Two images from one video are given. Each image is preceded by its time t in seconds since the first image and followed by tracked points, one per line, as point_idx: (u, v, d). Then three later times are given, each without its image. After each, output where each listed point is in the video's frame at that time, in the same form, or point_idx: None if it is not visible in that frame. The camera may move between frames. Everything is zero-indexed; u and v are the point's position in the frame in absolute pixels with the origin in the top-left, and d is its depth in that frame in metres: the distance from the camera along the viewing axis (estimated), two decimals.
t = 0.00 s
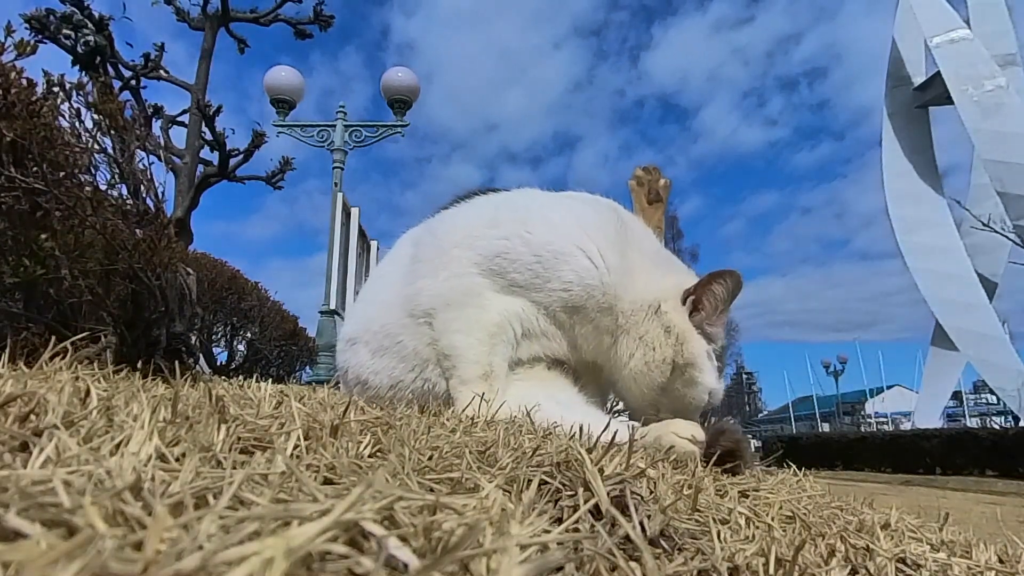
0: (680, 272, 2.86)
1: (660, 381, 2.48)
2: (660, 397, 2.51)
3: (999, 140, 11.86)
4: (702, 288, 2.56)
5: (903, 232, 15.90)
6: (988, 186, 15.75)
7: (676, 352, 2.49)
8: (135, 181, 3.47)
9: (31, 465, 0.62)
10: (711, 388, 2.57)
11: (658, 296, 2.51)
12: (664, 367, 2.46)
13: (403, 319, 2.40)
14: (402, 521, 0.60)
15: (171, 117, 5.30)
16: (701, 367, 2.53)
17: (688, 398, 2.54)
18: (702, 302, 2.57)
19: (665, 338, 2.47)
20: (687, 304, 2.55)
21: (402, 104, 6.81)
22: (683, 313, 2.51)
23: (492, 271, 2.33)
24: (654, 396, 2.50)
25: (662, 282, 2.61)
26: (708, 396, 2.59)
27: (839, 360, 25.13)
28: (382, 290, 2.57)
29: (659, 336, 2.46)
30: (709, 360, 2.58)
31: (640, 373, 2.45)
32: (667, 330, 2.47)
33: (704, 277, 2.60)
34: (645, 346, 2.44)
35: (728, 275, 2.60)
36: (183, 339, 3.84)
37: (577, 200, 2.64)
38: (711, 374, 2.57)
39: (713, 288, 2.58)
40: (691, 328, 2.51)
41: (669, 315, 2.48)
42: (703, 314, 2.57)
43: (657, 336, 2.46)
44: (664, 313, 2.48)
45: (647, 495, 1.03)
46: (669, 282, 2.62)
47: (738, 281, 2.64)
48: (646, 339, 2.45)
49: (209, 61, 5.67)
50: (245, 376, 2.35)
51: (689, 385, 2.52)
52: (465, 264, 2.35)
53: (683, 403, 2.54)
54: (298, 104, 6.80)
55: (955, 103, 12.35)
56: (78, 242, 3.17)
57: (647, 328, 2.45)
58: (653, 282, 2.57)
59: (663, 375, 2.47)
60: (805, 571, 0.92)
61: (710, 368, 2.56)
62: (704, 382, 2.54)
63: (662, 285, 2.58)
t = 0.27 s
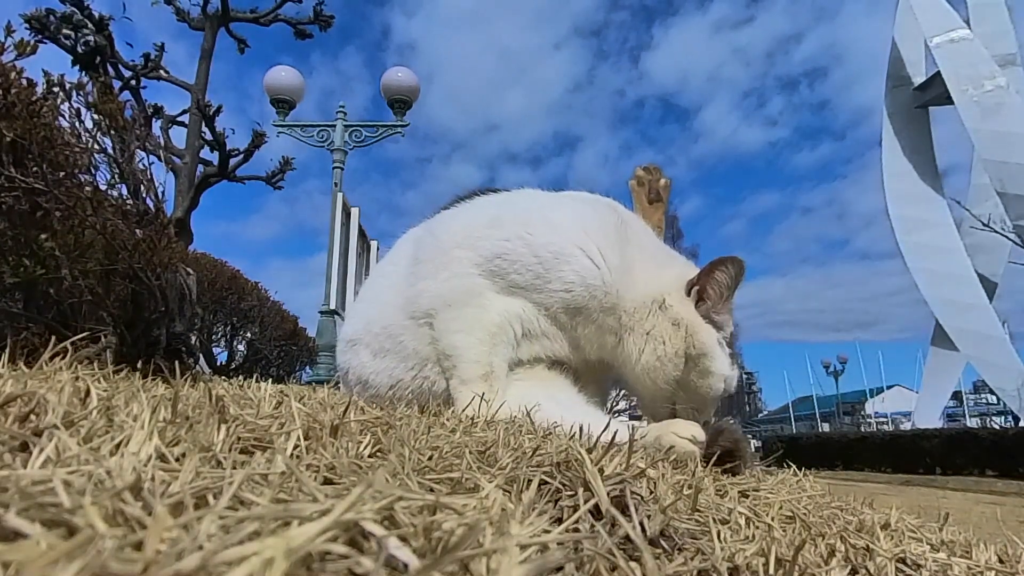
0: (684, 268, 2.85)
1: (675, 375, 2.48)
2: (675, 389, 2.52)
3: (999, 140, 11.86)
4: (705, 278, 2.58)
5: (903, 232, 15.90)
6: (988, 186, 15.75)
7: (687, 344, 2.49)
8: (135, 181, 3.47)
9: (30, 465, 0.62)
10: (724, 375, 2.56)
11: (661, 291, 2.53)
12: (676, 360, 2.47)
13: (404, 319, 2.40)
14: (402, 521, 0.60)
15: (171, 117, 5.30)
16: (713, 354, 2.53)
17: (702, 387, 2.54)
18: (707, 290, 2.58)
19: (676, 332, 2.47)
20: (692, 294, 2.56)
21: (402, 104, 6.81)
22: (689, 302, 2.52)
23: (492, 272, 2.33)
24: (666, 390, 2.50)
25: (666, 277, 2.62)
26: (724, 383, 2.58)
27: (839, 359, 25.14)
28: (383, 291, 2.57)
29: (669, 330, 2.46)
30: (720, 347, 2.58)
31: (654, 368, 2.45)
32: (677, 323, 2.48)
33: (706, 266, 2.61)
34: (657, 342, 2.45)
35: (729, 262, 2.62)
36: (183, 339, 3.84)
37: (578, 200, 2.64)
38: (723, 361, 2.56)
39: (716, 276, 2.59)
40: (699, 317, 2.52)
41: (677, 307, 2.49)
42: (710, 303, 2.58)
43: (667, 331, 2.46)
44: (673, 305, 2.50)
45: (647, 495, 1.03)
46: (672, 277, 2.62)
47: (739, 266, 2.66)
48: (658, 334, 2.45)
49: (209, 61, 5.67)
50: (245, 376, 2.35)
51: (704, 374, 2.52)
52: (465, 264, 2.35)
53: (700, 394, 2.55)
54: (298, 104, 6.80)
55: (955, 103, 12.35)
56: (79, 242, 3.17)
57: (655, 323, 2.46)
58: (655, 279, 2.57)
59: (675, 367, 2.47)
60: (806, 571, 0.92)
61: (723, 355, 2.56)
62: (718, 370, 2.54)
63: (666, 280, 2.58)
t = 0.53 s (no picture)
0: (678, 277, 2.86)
1: (656, 392, 2.47)
2: (657, 407, 2.50)
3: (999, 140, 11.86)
4: (694, 296, 2.56)
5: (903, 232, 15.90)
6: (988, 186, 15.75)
7: (670, 362, 2.48)
8: (135, 181, 3.47)
9: (31, 465, 0.62)
10: (707, 400, 2.54)
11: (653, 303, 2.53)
12: (658, 377, 2.45)
13: (405, 318, 2.40)
14: (402, 521, 0.60)
15: (171, 117, 5.30)
16: (695, 374, 2.51)
17: (683, 405, 2.51)
18: (695, 309, 2.56)
19: (660, 348, 2.46)
20: (679, 311, 2.55)
21: (402, 104, 6.81)
22: (675, 321, 2.51)
23: (494, 273, 2.33)
24: (648, 405, 2.49)
25: (660, 288, 2.62)
26: (707, 405, 2.55)
27: (839, 360, 25.13)
28: (384, 289, 2.57)
29: (654, 346, 2.46)
30: (704, 367, 2.56)
31: (637, 384, 2.45)
32: (661, 340, 2.47)
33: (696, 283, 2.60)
34: (642, 356, 2.44)
35: (720, 282, 2.60)
36: (183, 339, 3.84)
37: (579, 203, 2.64)
38: (706, 384, 2.54)
39: (706, 295, 2.57)
40: (683, 336, 2.52)
41: (663, 325, 2.48)
42: (697, 321, 2.57)
43: (651, 346, 2.45)
44: (658, 323, 2.48)
45: (647, 495, 1.03)
46: (665, 289, 2.63)
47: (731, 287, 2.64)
48: (642, 349, 2.45)
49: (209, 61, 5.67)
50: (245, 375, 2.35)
51: (683, 394, 2.51)
52: (467, 264, 2.35)
53: (679, 411, 2.52)
54: (298, 104, 6.80)
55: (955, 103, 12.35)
56: (79, 242, 3.17)
57: (641, 336, 2.46)
58: (653, 288, 2.59)
59: (656, 384, 2.46)
60: (806, 571, 0.92)
61: (705, 376, 2.54)
62: (700, 391, 2.52)
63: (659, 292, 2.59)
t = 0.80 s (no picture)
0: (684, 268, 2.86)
1: (668, 379, 2.48)
2: (669, 395, 2.51)
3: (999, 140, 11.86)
4: (700, 281, 2.54)
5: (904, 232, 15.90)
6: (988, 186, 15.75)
7: (679, 349, 2.48)
8: (135, 181, 3.47)
9: (31, 465, 0.62)
10: (720, 384, 2.53)
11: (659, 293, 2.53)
12: (668, 365, 2.47)
13: (406, 319, 2.40)
14: (402, 521, 0.60)
15: (171, 117, 5.30)
16: (707, 360, 2.51)
17: (698, 394, 2.51)
18: (701, 295, 2.54)
19: (669, 337, 2.47)
20: (686, 298, 2.53)
21: (402, 104, 6.81)
22: (683, 307, 2.50)
23: (494, 273, 2.33)
24: (661, 395, 2.50)
25: (666, 278, 2.62)
26: (719, 391, 2.55)
27: (839, 360, 25.12)
28: (384, 290, 2.57)
29: (663, 335, 2.46)
30: (714, 353, 2.55)
31: (648, 374, 2.46)
32: (671, 328, 2.47)
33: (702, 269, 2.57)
34: (651, 346, 2.45)
35: (726, 266, 2.57)
36: (183, 339, 3.84)
37: (580, 203, 2.64)
38: (718, 368, 2.54)
39: (713, 279, 2.54)
40: (691, 323, 2.50)
41: (672, 312, 2.48)
42: (704, 309, 2.54)
43: (660, 336, 2.46)
44: (668, 311, 2.48)
45: (647, 495, 1.04)
46: (667, 280, 2.62)
47: (736, 271, 2.60)
48: (652, 340, 2.46)
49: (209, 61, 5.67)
50: (245, 376, 2.35)
51: (697, 382, 2.50)
52: (467, 265, 2.35)
53: (695, 400, 2.52)
54: (298, 104, 6.80)
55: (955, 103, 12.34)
56: (79, 242, 3.17)
57: (649, 328, 2.46)
58: (655, 282, 2.58)
59: (668, 373, 2.47)
60: (806, 571, 0.92)
61: (716, 361, 2.54)
62: (712, 377, 2.51)
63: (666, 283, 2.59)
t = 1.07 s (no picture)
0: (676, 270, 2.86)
1: (651, 385, 2.48)
2: (654, 401, 2.50)
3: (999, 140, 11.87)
4: (686, 286, 2.53)
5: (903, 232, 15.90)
6: (988, 186, 15.75)
7: (663, 354, 2.47)
8: (135, 181, 3.47)
9: (31, 465, 0.62)
10: (705, 392, 2.52)
11: (653, 295, 2.54)
12: (651, 371, 2.46)
13: (404, 320, 2.40)
14: (402, 521, 0.60)
15: (171, 117, 5.30)
16: (690, 366, 2.49)
17: (681, 400, 2.50)
18: (688, 300, 2.52)
19: (653, 342, 2.46)
20: (672, 304, 2.52)
21: (402, 104, 6.80)
22: (667, 314, 2.48)
23: (492, 274, 2.33)
24: (646, 398, 2.50)
25: (657, 281, 2.63)
26: (704, 399, 2.53)
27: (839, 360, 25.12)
28: (382, 291, 2.57)
29: (646, 341, 2.46)
30: (699, 360, 2.53)
31: (631, 378, 2.46)
32: (654, 335, 2.46)
33: (689, 273, 2.56)
34: (636, 352, 2.45)
35: (713, 270, 2.55)
36: (183, 339, 3.84)
37: (577, 203, 2.64)
38: (704, 376, 2.52)
39: (699, 283, 2.53)
40: (677, 328, 2.48)
41: (656, 318, 2.47)
42: (689, 314, 2.52)
43: (644, 341, 2.45)
44: (652, 318, 2.47)
45: (647, 495, 1.04)
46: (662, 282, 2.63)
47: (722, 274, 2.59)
48: (635, 346, 2.45)
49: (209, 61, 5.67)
50: (244, 376, 2.35)
51: (681, 387, 2.49)
52: (464, 265, 2.35)
53: (679, 406, 2.51)
54: (298, 104, 6.80)
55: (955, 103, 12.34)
56: (79, 242, 3.17)
57: (635, 333, 2.46)
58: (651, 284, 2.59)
59: (652, 378, 2.47)
60: (806, 571, 0.92)
61: (701, 368, 2.52)
62: (696, 384, 2.49)
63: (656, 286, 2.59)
